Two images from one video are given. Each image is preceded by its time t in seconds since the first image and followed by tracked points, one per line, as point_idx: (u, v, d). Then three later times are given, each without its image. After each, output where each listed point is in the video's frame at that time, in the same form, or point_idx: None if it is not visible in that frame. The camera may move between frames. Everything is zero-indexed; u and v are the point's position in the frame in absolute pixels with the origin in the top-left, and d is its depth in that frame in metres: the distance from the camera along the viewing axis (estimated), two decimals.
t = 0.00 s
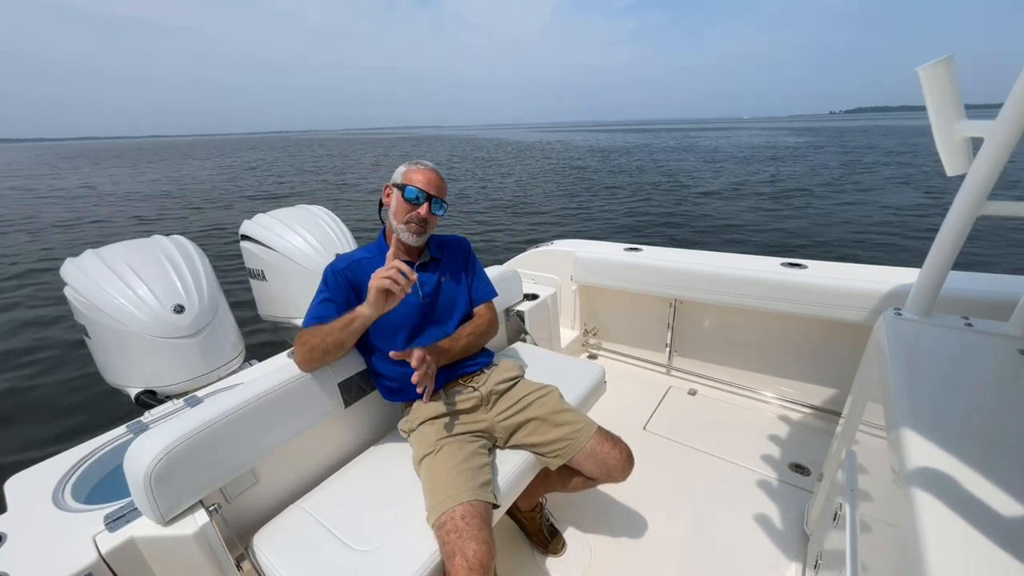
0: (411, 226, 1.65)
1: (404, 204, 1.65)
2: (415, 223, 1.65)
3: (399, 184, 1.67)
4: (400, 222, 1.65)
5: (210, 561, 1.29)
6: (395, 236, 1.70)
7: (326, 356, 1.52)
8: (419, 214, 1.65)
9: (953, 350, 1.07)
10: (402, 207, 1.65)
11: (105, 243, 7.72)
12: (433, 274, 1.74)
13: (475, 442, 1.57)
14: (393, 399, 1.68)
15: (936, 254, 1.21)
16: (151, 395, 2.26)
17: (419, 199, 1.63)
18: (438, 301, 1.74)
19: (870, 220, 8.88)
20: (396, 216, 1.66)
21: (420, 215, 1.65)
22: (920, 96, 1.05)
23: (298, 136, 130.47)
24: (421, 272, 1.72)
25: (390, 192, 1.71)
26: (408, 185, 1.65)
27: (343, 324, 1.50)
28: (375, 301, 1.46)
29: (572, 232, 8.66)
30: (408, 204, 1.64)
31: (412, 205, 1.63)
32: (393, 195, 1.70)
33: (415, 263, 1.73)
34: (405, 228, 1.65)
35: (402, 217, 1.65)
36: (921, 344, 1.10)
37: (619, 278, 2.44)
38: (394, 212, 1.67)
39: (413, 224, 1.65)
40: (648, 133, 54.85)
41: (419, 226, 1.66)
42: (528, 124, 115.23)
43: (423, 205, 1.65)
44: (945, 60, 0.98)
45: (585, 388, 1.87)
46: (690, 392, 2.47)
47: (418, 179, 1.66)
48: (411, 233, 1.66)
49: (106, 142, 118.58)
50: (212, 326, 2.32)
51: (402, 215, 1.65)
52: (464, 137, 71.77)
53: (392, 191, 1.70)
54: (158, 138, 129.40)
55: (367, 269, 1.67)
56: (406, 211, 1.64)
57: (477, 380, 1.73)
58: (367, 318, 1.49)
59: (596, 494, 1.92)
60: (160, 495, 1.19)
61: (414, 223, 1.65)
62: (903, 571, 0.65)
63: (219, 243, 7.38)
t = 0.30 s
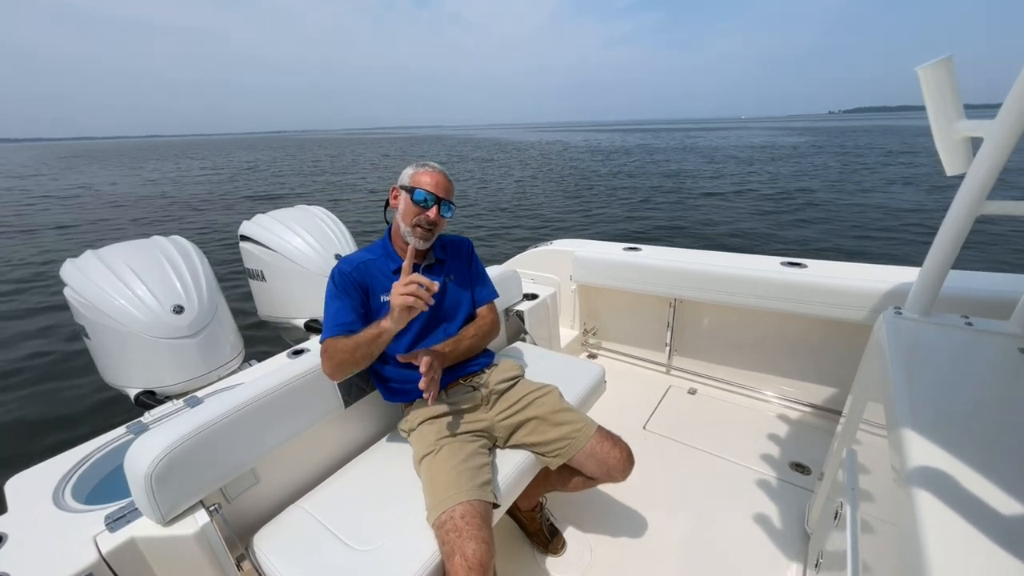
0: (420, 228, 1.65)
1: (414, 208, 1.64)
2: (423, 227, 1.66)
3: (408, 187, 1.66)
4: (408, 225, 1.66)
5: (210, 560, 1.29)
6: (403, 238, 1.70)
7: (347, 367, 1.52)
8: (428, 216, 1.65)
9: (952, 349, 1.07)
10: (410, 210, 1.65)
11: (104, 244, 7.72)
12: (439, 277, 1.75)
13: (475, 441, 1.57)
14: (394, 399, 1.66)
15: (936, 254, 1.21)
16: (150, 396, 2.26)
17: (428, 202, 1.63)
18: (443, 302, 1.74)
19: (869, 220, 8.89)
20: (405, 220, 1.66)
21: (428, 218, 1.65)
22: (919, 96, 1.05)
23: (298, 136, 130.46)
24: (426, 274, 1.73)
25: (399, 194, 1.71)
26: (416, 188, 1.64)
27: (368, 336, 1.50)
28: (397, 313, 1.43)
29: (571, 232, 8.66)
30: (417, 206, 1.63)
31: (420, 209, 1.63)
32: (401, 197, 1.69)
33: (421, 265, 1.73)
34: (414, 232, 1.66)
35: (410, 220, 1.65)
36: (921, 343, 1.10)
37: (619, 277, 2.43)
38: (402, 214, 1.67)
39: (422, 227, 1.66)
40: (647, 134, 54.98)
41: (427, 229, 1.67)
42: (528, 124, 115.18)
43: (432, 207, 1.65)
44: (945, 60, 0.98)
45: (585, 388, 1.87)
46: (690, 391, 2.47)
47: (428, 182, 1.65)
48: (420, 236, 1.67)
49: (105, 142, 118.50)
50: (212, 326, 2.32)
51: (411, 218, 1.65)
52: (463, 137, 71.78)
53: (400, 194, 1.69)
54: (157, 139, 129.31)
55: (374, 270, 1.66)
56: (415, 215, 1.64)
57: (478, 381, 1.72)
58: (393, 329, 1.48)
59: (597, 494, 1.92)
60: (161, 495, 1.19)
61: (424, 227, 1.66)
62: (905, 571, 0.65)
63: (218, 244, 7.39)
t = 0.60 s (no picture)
0: (413, 219, 1.65)
1: (403, 200, 1.65)
2: (415, 217, 1.66)
3: (395, 182, 1.67)
4: (400, 218, 1.65)
5: (212, 561, 1.29)
6: (397, 234, 1.69)
7: (348, 375, 1.54)
8: (419, 206, 1.65)
9: (953, 348, 1.07)
10: (400, 203, 1.66)
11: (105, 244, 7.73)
12: (435, 274, 1.74)
13: (476, 441, 1.57)
14: (394, 399, 1.66)
15: (936, 254, 1.21)
16: (151, 397, 2.26)
17: (416, 192, 1.64)
18: (442, 300, 1.74)
19: (868, 220, 8.90)
20: (396, 214, 1.66)
21: (419, 208, 1.65)
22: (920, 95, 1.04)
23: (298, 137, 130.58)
24: (423, 272, 1.72)
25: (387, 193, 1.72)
26: (404, 181, 1.66)
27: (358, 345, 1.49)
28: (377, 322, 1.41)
29: (571, 232, 8.67)
30: (407, 198, 1.64)
31: (410, 201, 1.64)
32: (390, 194, 1.70)
33: (417, 263, 1.72)
34: (407, 225, 1.65)
35: (402, 213, 1.65)
36: (922, 342, 1.10)
37: (619, 277, 2.44)
38: (393, 210, 1.67)
39: (414, 218, 1.65)
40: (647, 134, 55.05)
41: (420, 220, 1.66)
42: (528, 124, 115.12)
43: (421, 198, 1.66)
44: (945, 59, 0.98)
45: (585, 388, 1.87)
46: (690, 391, 2.47)
47: (414, 175, 1.67)
48: (413, 228, 1.66)
49: (105, 144, 118.66)
50: (212, 327, 2.32)
51: (402, 211, 1.65)
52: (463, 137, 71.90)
53: (389, 192, 1.70)
54: (157, 140, 129.32)
55: (370, 272, 1.66)
56: (405, 207, 1.65)
57: (478, 381, 1.72)
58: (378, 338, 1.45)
59: (597, 493, 1.92)
60: (162, 497, 1.19)
61: (416, 217, 1.65)
62: (906, 570, 0.65)
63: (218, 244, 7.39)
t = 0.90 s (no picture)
0: (401, 221, 1.65)
1: (384, 205, 1.64)
2: (402, 218, 1.65)
3: (371, 190, 1.67)
4: (388, 223, 1.65)
5: (212, 562, 1.29)
6: (391, 239, 1.69)
7: (353, 375, 1.57)
8: (402, 206, 1.65)
9: (953, 349, 1.07)
10: (383, 209, 1.65)
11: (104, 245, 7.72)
12: (433, 274, 1.73)
13: (477, 442, 1.57)
14: (397, 401, 1.66)
15: (935, 255, 1.22)
16: (151, 398, 2.26)
17: (394, 193, 1.63)
18: (440, 300, 1.73)
19: (867, 220, 8.92)
20: (382, 220, 1.66)
21: (402, 207, 1.65)
22: (919, 97, 1.05)
23: (297, 137, 130.52)
24: (421, 273, 1.71)
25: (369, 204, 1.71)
26: (380, 187, 1.65)
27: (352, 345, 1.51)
28: (362, 321, 1.41)
29: (571, 232, 8.67)
30: (387, 203, 1.63)
31: (391, 203, 1.63)
32: (371, 205, 1.70)
33: (414, 264, 1.72)
34: (396, 227, 1.64)
35: (388, 218, 1.65)
36: (921, 343, 1.11)
37: (619, 278, 2.44)
38: (379, 217, 1.67)
39: (401, 218, 1.65)
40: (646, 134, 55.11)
41: (408, 218, 1.66)
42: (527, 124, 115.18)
43: (400, 197, 1.65)
44: (944, 61, 0.98)
45: (585, 388, 1.88)
46: (690, 391, 2.48)
47: (386, 177, 1.66)
48: (405, 228, 1.66)
49: (104, 144, 118.50)
50: (212, 328, 2.32)
51: (388, 216, 1.64)
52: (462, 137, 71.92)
53: (370, 202, 1.70)
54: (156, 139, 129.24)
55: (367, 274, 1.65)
56: (389, 211, 1.64)
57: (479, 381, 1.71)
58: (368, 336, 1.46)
59: (597, 493, 1.92)
60: (163, 497, 1.20)
61: (402, 217, 1.65)
62: (906, 569, 0.65)
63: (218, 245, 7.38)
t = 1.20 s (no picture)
0: (398, 231, 1.64)
1: (377, 218, 1.62)
2: (397, 228, 1.64)
3: (361, 204, 1.64)
4: (385, 236, 1.64)
5: (213, 562, 1.29)
6: (389, 247, 1.69)
7: (354, 377, 1.58)
8: (395, 216, 1.63)
9: (950, 351, 1.08)
10: (376, 222, 1.63)
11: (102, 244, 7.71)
12: (433, 277, 1.73)
13: (477, 442, 1.58)
14: (398, 402, 1.67)
15: (932, 257, 1.23)
16: (150, 398, 2.26)
17: (385, 206, 1.60)
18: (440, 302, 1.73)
19: (866, 220, 8.95)
20: (379, 233, 1.65)
21: (396, 217, 1.62)
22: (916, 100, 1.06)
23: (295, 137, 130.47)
24: (420, 275, 1.71)
25: (360, 217, 1.68)
26: (369, 201, 1.61)
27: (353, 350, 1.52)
28: (361, 323, 1.42)
29: (570, 232, 8.68)
30: (380, 215, 1.61)
31: (383, 216, 1.61)
32: (364, 218, 1.67)
33: (414, 266, 1.71)
34: (394, 238, 1.65)
35: (383, 230, 1.64)
36: (919, 344, 1.12)
37: (618, 279, 2.45)
38: (374, 230, 1.65)
39: (396, 229, 1.64)
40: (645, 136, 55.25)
41: (403, 227, 1.65)
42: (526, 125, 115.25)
43: (392, 207, 1.62)
44: (941, 65, 0.99)
45: (585, 389, 1.88)
46: (688, 392, 2.49)
47: (373, 189, 1.62)
48: (403, 237, 1.66)
49: (102, 143, 118.30)
50: (211, 328, 2.32)
51: (383, 228, 1.63)
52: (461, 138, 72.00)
53: (361, 216, 1.67)
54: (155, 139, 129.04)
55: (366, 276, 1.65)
56: (383, 224, 1.62)
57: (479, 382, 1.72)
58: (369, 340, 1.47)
59: (597, 494, 1.92)
60: (163, 497, 1.20)
61: (397, 228, 1.64)
62: (902, 567, 0.66)
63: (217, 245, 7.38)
